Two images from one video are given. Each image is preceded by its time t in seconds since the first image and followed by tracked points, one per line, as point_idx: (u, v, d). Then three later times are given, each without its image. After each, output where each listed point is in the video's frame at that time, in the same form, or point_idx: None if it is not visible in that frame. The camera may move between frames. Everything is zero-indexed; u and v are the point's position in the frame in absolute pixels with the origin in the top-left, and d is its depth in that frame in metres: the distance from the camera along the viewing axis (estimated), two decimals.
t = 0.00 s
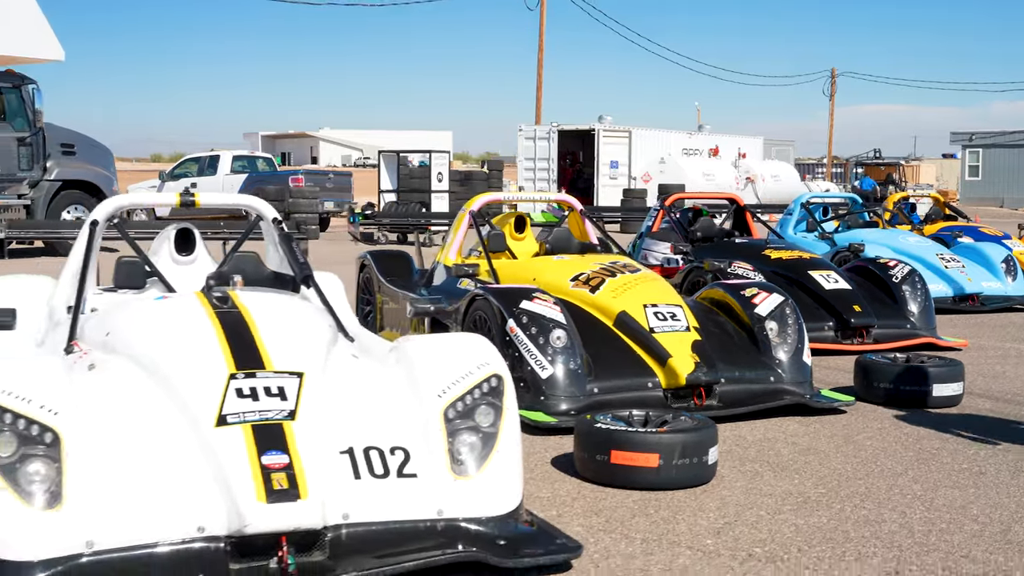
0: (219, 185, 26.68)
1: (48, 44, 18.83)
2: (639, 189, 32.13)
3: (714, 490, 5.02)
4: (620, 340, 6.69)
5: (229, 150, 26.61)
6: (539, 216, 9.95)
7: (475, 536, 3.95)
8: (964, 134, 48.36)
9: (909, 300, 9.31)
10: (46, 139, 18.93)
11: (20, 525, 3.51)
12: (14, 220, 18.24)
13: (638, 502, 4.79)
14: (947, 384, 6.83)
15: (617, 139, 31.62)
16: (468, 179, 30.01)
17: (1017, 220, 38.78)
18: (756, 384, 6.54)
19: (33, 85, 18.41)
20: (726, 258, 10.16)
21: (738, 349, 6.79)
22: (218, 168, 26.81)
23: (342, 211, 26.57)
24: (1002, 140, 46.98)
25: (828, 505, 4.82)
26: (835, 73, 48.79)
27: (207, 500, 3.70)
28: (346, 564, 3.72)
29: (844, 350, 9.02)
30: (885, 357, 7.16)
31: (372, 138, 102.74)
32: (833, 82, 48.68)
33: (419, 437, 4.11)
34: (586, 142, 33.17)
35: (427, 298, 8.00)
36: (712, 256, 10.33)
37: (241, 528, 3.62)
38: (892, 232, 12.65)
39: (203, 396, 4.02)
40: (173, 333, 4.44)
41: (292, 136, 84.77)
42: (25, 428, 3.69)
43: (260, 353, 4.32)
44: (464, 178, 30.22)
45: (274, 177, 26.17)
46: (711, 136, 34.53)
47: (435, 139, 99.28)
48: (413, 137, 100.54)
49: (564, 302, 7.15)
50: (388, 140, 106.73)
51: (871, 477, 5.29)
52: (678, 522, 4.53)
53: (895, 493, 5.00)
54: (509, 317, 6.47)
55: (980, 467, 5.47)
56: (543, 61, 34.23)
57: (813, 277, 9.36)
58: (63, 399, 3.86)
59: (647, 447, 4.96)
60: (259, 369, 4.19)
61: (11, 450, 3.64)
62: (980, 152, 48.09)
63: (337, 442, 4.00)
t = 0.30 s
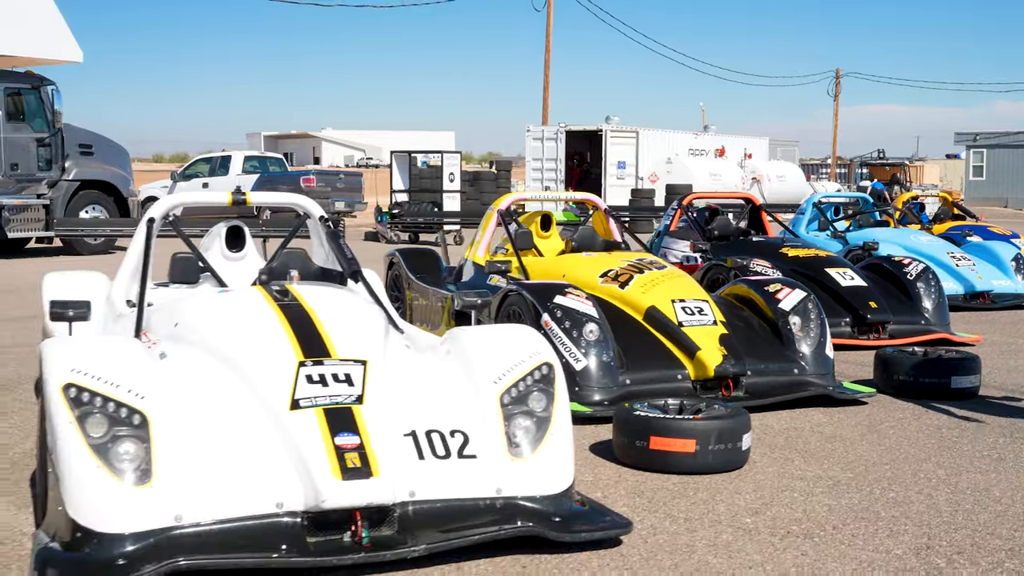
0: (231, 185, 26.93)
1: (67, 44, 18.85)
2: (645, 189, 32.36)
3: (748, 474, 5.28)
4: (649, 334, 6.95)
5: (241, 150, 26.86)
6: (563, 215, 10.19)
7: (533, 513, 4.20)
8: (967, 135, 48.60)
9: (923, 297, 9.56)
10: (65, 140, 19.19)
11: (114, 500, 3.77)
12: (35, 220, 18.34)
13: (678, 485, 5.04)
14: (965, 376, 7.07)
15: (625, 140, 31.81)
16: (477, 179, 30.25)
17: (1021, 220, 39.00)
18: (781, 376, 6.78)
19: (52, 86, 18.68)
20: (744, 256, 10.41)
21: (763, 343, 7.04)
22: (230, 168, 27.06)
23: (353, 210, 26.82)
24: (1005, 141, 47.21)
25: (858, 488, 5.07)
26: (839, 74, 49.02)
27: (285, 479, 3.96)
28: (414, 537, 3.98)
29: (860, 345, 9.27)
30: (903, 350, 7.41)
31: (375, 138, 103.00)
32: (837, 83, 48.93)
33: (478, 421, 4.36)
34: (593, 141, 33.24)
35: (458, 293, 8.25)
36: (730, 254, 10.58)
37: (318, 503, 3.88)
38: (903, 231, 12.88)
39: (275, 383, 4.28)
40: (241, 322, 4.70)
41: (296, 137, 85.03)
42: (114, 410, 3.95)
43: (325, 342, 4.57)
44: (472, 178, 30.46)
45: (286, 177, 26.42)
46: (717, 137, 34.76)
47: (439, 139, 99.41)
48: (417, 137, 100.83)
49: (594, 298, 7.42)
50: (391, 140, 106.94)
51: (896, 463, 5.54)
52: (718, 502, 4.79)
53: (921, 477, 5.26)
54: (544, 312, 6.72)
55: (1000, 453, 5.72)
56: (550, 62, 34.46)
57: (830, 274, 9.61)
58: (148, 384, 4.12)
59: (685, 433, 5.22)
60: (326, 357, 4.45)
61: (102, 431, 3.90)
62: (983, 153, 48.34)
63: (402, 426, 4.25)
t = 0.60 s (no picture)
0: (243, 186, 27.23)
1: (82, 40, 18.87)
2: (651, 190, 32.65)
3: (780, 459, 5.53)
4: (676, 327, 7.20)
5: (253, 152, 27.15)
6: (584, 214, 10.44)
7: (583, 491, 4.47)
8: (970, 136, 48.90)
9: (935, 293, 9.82)
10: (83, 141, 19.48)
11: (198, 478, 4.03)
12: (54, 220, 18.80)
13: (713, 470, 5.31)
14: (980, 368, 7.33)
15: (630, 141, 32.04)
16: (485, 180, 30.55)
17: None
18: (804, 368, 7.02)
19: (72, 88, 18.96)
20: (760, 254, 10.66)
21: (787, 337, 7.29)
22: (242, 169, 27.35)
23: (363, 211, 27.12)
24: (1007, 142, 47.49)
25: (885, 471, 5.33)
26: (841, 75, 49.34)
27: (354, 460, 4.22)
28: (476, 513, 4.24)
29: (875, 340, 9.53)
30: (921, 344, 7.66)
31: (378, 139, 103.35)
32: (839, 85, 49.27)
33: (529, 406, 4.62)
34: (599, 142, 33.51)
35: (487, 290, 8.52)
36: (747, 252, 10.84)
37: (387, 481, 4.14)
38: (913, 229, 13.12)
39: (341, 370, 4.54)
40: (302, 312, 4.96)
41: (300, 138, 85.39)
42: (194, 394, 4.21)
43: (383, 331, 4.83)
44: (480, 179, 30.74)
45: (297, 177, 26.69)
46: (723, 138, 35.04)
47: (441, 140, 99.66)
48: (420, 139, 101.16)
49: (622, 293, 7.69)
50: (394, 141, 107.17)
51: (919, 449, 5.80)
52: (753, 484, 5.04)
53: (944, 461, 5.51)
54: (575, 306, 6.98)
55: (1018, 441, 5.98)
56: (556, 63, 34.74)
57: (845, 271, 9.86)
58: (223, 369, 4.38)
59: (718, 419, 5.48)
60: (386, 346, 4.72)
61: (184, 413, 4.17)
62: (985, 154, 48.62)
63: (459, 410, 4.50)
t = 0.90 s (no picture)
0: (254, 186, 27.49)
1: (98, 42, 19.01)
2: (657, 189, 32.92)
3: (808, 447, 5.79)
4: (701, 322, 7.46)
5: (263, 151, 27.40)
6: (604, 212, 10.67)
7: (628, 474, 4.72)
8: (972, 136, 49.21)
9: (948, 291, 10.07)
10: (101, 142, 19.73)
11: (271, 459, 4.27)
12: (72, 220, 19.12)
13: (746, 456, 5.56)
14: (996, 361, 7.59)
15: (637, 142, 32.77)
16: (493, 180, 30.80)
17: None
18: (826, 362, 7.27)
19: (90, 90, 19.18)
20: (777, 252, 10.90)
21: (809, 331, 7.54)
22: (252, 168, 27.61)
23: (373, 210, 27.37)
24: (1009, 142, 47.76)
25: (910, 458, 5.58)
26: (844, 75, 49.65)
27: (415, 444, 4.47)
28: (530, 494, 4.47)
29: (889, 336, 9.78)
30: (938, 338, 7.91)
31: (380, 139, 103.66)
32: (842, 85, 49.58)
33: (576, 395, 4.87)
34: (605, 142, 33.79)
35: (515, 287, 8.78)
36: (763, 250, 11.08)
37: (446, 464, 4.38)
38: (923, 228, 13.35)
39: (398, 360, 4.80)
40: (356, 306, 5.22)
41: (303, 138, 85.65)
42: (264, 381, 4.46)
43: (435, 324, 5.09)
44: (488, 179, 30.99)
45: (308, 177, 26.93)
46: (728, 138, 35.31)
47: (443, 139, 99.81)
48: (423, 138, 101.46)
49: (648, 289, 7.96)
50: (396, 140, 107.36)
51: (941, 437, 6.06)
52: (786, 469, 5.30)
53: (966, 449, 5.77)
54: (605, 301, 7.24)
55: None
56: (562, 64, 35.01)
57: (860, 269, 10.10)
58: (289, 358, 4.63)
59: (749, 409, 5.73)
60: (439, 338, 4.97)
61: (255, 400, 4.42)
62: (988, 154, 48.87)
63: (510, 398, 4.75)
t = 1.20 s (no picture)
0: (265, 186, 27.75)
1: (115, 43, 19.22)
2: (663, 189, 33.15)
3: (832, 435, 6.05)
4: (725, 317, 7.72)
5: (275, 151, 27.67)
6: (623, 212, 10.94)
7: (667, 459, 4.97)
8: (976, 136, 49.49)
9: (959, 287, 10.33)
10: (119, 140, 19.92)
11: (334, 442, 4.52)
12: (90, 219, 19.39)
13: (774, 444, 5.82)
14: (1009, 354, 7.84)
15: (644, 141, 32.80)
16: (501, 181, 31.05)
17: None
18: (845, 356, 7.52)
19: (107, 91, 19.44)
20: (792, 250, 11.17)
21: (828, 326, 7.80)
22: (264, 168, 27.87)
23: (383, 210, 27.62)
24: (1012, 142, 47.99)
25: (931, 446, 5.84)
26: (849, 75, 49.91)
27: (468, 430, 4.73)
28: (576, 477, 4.73)
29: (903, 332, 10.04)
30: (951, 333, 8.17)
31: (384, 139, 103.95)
32: (847, 85, 49.86)
33: (617, 384, 5.13)
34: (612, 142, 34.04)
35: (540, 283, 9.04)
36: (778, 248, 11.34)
37: (499, 448, 4.64)
38: (933, 226, 13.59)
39: (449, 352, 5.07)
40: (405, 300, 5.48)
41: (307, 139, 85.93)
42: (325, 370, 4.72)
43: (481, 317, 5.36)
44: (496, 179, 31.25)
45: (319, 177, 27.19)
46: (733, 138, 35.58)
47: (447, 139, 100.04)
48: (426, 139, 101.76)
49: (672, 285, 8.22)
50: (399, 141, 107.65)
51: (959, 427, 6.32)
52: (813, 456, 5.56)
53: (984, 437, 6.03)
54: (633, 297, 7.51)
55: None
56: (569, 64, 35.28)
57: (874, 267, 10.37)
58: (347, 349, 4.88)
59: (777, 399, 5.98)
60: (486, 330, 5.23)
61: (318, 387, 4.68)
62: (991, 154, 49.09)
63: (555, 387, 5.01)
